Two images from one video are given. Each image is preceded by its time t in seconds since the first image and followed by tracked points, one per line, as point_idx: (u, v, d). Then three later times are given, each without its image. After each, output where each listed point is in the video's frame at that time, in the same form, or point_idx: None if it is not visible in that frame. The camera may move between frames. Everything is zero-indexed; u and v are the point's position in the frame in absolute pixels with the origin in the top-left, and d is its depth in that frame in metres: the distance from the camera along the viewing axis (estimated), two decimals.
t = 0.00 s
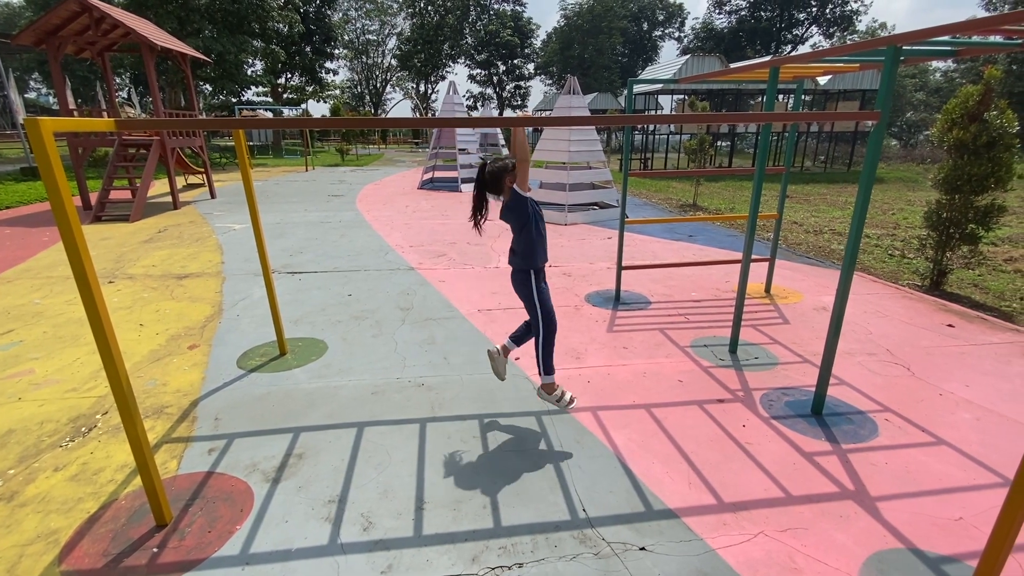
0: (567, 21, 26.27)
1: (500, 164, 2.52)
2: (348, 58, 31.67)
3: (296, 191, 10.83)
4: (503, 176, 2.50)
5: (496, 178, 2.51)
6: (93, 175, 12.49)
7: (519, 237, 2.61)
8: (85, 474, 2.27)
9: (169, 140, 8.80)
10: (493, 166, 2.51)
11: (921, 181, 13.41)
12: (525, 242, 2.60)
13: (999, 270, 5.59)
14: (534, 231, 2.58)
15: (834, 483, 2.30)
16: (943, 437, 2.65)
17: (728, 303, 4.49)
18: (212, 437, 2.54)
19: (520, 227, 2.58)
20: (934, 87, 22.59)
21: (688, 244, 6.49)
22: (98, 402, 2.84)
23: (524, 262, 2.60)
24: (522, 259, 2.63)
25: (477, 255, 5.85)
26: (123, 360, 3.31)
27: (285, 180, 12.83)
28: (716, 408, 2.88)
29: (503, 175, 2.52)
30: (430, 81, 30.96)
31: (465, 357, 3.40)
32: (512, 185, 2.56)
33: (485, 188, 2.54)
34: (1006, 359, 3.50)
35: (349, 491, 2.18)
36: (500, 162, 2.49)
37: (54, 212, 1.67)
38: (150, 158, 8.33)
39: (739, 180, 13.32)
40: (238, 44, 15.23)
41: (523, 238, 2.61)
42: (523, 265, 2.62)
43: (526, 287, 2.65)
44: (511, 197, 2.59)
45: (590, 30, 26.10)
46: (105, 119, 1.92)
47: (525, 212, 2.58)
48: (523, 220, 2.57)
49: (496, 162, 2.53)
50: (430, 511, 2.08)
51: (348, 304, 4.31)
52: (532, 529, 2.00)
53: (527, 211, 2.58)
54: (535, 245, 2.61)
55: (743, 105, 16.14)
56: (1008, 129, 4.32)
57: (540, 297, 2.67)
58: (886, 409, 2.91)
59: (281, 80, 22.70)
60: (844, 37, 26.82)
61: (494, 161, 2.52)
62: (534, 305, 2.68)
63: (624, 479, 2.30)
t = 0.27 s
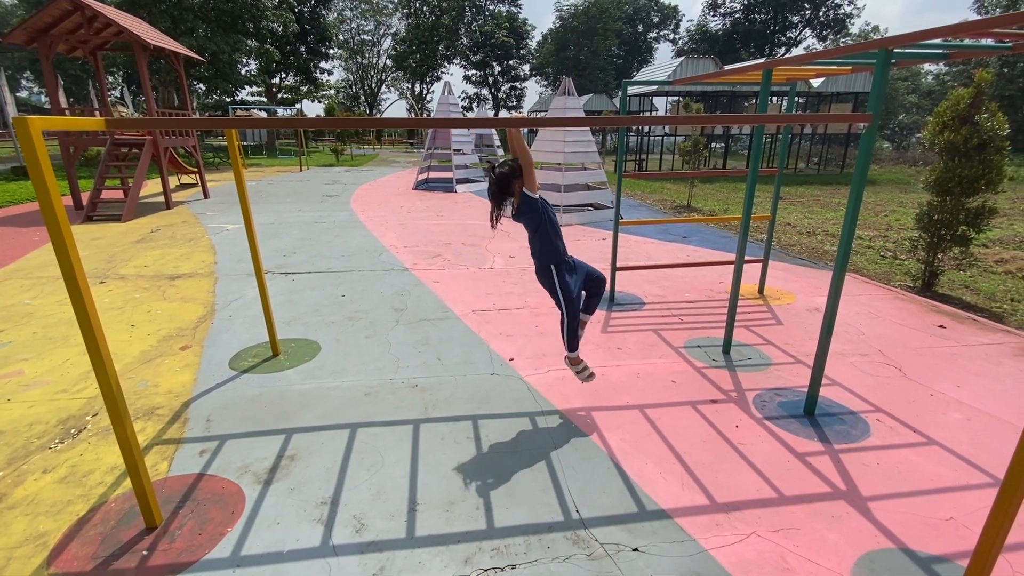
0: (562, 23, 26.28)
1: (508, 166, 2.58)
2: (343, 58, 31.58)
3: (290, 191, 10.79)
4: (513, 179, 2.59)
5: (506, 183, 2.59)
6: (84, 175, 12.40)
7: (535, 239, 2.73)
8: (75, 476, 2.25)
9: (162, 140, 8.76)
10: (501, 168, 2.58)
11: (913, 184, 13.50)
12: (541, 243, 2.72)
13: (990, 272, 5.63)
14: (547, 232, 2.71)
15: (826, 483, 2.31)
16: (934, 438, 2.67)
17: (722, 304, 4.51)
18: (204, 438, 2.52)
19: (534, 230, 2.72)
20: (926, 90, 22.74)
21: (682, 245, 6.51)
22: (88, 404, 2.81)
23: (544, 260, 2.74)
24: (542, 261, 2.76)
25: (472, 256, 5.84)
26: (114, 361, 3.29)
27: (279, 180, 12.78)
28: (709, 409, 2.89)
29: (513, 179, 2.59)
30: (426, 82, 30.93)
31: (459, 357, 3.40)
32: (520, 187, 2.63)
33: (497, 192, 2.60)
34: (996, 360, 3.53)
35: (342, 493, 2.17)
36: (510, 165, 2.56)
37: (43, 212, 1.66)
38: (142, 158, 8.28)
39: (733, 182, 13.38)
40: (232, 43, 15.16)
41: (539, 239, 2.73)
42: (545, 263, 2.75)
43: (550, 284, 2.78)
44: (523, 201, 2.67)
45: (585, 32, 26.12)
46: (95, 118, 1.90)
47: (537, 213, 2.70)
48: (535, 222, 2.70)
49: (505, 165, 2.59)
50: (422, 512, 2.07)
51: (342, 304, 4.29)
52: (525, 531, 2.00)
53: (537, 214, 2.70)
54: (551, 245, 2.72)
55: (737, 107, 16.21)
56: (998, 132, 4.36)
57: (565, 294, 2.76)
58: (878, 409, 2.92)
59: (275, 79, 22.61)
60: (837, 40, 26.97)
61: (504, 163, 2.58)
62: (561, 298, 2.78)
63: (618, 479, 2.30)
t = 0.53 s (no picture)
0: (556, 25, 26.30)
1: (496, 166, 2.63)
2: (338, 59, 31.54)
3: (283, 192, 10.75)
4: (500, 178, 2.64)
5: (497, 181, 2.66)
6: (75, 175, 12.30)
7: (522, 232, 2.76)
8: (62, 479, 2.23)
9: (154, 140, 8.71)
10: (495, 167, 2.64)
11: (904, 186, 13.59)
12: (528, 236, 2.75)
13: (980, 273, 5.69)
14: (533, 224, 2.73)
15: (817, 484, 2.32)
16: (925, 438, 2.69)
17: (715, 305, 4.52)
18: (194, 441, 2.50)
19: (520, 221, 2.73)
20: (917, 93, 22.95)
21: (675, 247, 6.53)
22: (77, 407, 2.78)
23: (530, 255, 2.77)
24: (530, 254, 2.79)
25: (466, 257, 5.84)
26: (104, 363, 3.26)
27: (272, 181, 12.73)
28: (702, 410, 2.90)
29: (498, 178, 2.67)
30: (420, 83, 30.91)
31: (452, 359, 3.39)
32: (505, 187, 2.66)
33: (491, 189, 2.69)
34: (986, 361, 3.55)
35: (333, 496, 2.15)
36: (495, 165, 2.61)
37: (30, 214, 1.64)
38: (134, 158, 8.22)
39: (727, 184, 13.44)
40: (226, 43, 15.10)
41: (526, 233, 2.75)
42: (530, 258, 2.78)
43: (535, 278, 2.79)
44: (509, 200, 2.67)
45: (580, 34, 26.20)
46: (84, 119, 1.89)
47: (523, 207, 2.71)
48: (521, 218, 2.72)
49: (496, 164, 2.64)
50: (414, 515, 2.07)
51: (335, 306, 4.28)
52: (517, 533, 1.99)
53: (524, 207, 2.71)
54: (537, 238, 2.76)
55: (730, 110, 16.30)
56: (988, 135, 4.40)
57: (550, 287, 2.76)
58: (868, 411, 2.94)
59: (269, 80, 22.54)
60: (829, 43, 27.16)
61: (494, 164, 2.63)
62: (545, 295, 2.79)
63: (610, 481, 2.30)
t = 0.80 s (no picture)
0: (551, 27, 26.32)
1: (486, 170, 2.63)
2: (332, 60, 31.47)
3: (277, 193, 10.70)
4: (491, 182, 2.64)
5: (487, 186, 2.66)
6: (65, 176, 12.18)
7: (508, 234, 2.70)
8: (50, 484, 2.20)
9: (145, 141, 8.65)
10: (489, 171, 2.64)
11: (895, 188, 13.71)
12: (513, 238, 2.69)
13: (970, 274, 5.75)
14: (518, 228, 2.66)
15: (810, 485, 2.33)
16: (916, 438, 2.71)
17: (708, 307, 4.54)
18: (185, 445, 2.48)
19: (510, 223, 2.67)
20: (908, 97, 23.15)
21: (669, 248, 6.55)
22: (66, 410, 2.75)
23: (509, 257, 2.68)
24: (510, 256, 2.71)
25: (460, 259, 5.83)
26: (94, 366, 3.23)
27: (265, 182, 12.66)
28: (695, 411, 2.90)
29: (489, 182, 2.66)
30: (415, 84, 30.88)
31: (447, 361, 3.38)
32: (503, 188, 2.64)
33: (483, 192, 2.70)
34: (976, 361, 3.59)
35: (326, 499, 2.14)
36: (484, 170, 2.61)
37: (18, 215, 1.62)
38: (125, 159, 8.16)
39: (720, 186, 13.51)
40: (218, 44, 15.01)
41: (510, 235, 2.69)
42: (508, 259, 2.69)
43: (506, 282, 2.73)
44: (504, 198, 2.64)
45: (574, 36, 26.24)
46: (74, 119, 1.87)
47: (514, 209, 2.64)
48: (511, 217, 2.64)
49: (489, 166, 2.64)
50: (408, 518, 2.05)
51: (328, 308, 4.26)
52: (512, 536, 1.99)
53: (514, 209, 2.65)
54: (519, 241, 2.69)
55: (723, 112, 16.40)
56: (976, 138, 4.45)
57: (523, 292, 2.71)
58: (860, 411, 2.96)
59: (262, 80, 22.45)
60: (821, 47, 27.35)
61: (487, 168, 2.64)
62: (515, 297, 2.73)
63: (604, 483, 2.30)
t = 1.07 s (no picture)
0: (545, 29, 26.34)
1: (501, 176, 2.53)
2: (326, 61, 31.40)
3: (270, 195, 10.65)
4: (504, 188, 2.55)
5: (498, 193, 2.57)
6: (55, 177, 12.07)
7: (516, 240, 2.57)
8: (38, 489, 2.17)
9: (137, 142, 8.58)
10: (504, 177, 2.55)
11: (885, 190, 13.81)
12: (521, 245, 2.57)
13: (960, 275, 5.80)
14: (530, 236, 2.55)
15: (804, 485, 2.34)
16: (908, 439, 2.72)
17: (702, 308, 4.56)
18: (176, 449, 2.45)
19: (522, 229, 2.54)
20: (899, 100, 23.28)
21: (663, 250, 6.57)
22: (55, 414, 2.72)
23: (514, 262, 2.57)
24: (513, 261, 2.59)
25: (454, 261, 5.82)
26: (83, 369, 3.19)
27: (258, 184, 12.61)
28: (690, 413, 2.91)
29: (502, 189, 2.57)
30: (409, 86, 30.86)
31: (441, 363, 3.37)
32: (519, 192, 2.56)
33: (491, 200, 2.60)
34: (967, 362, 3.61)
35: (320, 503, 2.12)
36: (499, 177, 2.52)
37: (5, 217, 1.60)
38: (116, 160, 8.09)
39: (714, 188, 13.57)
40: (211, 45, 14.91)
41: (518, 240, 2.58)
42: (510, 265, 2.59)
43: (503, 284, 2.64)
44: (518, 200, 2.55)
45: (568, 39, 26.28)
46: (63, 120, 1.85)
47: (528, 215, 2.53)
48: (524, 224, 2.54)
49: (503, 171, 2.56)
50: (402, 522, 2.04)
51: (322, 310, 4.23)
52: (507, 539, 1.98)
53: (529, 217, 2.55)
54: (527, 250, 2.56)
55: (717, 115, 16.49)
56: (965, 141, 4.49)
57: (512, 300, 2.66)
58: (853, 412, 2.97)
59: (255, 82, 22.35)
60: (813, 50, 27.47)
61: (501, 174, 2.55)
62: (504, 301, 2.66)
63: (599, 485, 2.29)
